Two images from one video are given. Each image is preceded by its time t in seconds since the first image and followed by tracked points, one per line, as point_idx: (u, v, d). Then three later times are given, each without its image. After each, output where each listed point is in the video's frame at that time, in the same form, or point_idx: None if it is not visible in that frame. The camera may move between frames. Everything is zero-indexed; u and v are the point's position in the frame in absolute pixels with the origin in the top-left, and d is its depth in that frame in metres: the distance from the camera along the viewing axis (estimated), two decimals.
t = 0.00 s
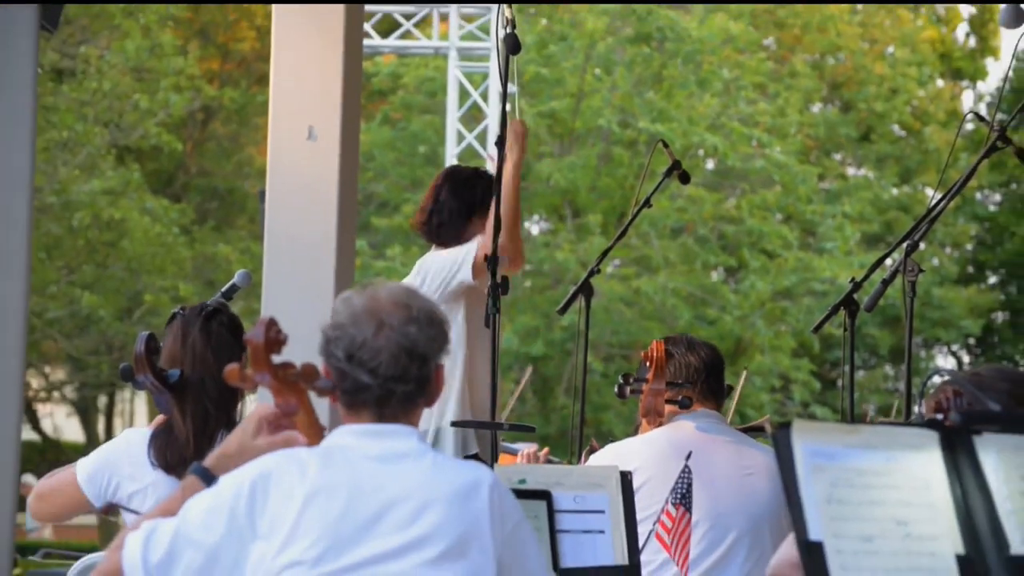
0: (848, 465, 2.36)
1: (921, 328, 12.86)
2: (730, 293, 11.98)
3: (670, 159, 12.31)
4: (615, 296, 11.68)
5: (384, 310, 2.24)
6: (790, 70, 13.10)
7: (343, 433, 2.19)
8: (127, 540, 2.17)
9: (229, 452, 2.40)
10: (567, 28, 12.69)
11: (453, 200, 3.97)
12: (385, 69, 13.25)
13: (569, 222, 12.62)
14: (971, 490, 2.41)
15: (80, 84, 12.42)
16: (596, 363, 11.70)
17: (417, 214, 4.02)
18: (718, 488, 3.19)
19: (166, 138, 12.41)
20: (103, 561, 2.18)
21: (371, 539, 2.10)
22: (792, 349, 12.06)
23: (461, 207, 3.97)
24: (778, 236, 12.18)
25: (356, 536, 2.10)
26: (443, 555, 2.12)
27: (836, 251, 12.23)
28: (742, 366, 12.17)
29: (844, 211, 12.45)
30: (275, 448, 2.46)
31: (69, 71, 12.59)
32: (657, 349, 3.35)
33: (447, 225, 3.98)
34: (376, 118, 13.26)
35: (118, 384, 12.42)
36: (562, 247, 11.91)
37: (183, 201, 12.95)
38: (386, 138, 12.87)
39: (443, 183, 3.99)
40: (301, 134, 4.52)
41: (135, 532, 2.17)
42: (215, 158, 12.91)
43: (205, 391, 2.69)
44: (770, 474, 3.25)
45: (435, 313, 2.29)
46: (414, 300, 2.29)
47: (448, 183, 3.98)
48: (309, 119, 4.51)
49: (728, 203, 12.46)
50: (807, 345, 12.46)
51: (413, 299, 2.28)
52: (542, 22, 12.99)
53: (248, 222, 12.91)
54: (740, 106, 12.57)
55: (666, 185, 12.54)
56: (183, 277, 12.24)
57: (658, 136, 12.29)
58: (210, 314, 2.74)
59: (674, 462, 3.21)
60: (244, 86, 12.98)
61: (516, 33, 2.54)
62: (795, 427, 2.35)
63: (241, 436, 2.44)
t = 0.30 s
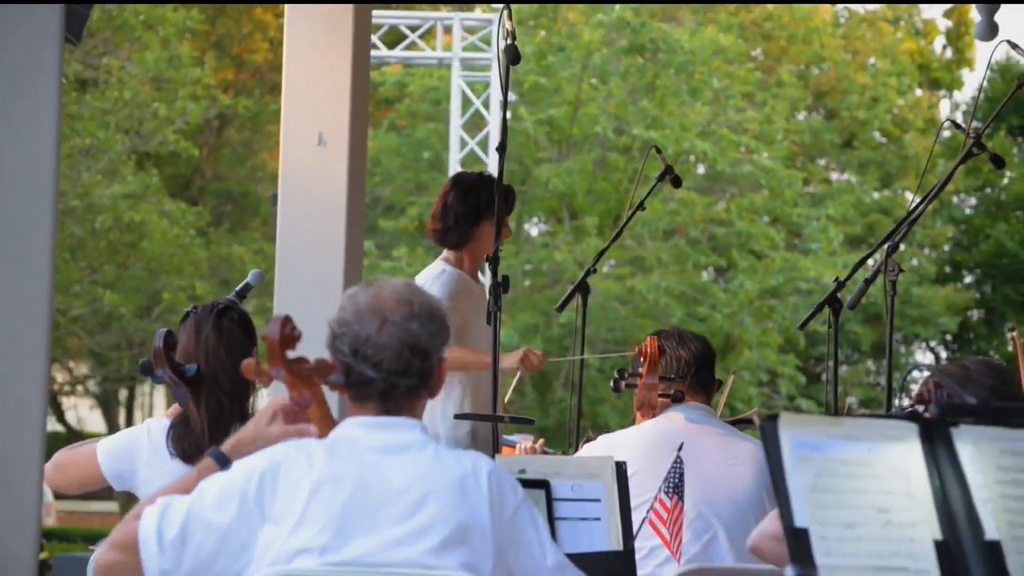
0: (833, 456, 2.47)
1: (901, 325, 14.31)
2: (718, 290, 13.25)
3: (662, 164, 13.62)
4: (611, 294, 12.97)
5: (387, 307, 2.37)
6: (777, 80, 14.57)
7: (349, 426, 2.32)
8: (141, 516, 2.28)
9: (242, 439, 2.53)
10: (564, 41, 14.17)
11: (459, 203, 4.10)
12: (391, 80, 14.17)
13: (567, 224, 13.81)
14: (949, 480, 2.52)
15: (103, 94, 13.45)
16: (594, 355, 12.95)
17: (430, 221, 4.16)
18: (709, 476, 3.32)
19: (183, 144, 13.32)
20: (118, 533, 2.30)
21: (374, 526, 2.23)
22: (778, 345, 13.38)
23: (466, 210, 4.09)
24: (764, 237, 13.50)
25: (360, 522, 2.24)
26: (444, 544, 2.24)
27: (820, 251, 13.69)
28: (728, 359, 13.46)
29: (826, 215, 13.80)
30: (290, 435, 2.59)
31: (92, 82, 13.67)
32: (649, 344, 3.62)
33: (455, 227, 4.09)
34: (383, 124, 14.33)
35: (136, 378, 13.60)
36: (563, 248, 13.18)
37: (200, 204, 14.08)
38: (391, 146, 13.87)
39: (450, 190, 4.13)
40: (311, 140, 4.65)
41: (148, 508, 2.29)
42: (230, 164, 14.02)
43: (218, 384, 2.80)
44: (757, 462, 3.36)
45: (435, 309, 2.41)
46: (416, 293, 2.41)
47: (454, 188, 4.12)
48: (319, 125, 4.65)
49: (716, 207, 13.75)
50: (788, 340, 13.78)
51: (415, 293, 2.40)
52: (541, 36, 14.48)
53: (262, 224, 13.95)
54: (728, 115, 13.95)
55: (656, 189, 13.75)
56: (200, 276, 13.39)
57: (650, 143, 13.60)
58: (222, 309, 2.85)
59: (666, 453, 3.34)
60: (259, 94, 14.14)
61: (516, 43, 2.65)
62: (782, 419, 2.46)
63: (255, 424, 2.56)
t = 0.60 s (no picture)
0: (817, 446, 2.60)
1: (883, 322, 14.55)
2: (709, 289, 13.69)
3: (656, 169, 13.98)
4: (606, 292, 13.48)
5: (389, 304, 2.49)
6: (764, 88, 14.88)
7: (355, 418, 2.46)
8: (156, 497, 2.45)
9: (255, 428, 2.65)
10: (562, 51, 14.50)
11: (459, 203, 4.22)
12: (398, 88, 14.57)
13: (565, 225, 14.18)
14: (928, 469, 2.65)
15: (124, 103, 13.95)
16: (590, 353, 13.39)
17: (427, 215, 4.27)
18: (699, 465, 3.46)
19: (200, 150, 13.84)
20: (133, 513, 2.47)
21: (377, 513, 2.37)
22: (766, 340, 13.81)
23: (467, 211, 4.23)
24: (753, 238, 13.91)
25: (363, 509, 2.37)
26: (444, 529, 2.38)
27: (805, 252, 14.06)
28: (718, 355, 13.91)
29: (813, 217, 14.24)
30: (296, 425, 2.71)
31: (114, 90, 14.15)
32: (643, 341, 3.78)
33: (452, 225, 4.23)
34: (389, 131, 14.70)
35: (156, 372, 14.19)
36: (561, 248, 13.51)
37: (215, 206, 14.67)
38: (397, 150, 14.28)
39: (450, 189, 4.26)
40: (321, 145, 4.23)
41: (163, 490, 2.46)
42: (244, 168, 14.59)
43: (233, 378, 2.92)
44: (744, 451, 3.50)
45: (436, 306, 2.54)
46: (416, 291, 2.54)
47: (453, 189, 4.24)
48: (329, 130, 4.23)
49: (708, 208, 14.13)
50: (777, 337, 14.27)
51: (414, 291, 2.53)
52: (540, 45, 14.86)
53: (275, 226, 14.57)
54: (720, 122, 14.37)
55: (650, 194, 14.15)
56: (215, 275, 13.94)
57: (644, 148, 13.96)
58: (236, 307, 2.98)
59: (659, 444, 3.48)
60: (272, 102, 14.64)
61: (516, 52, 2.77)
62: (767, 413, 2.59)
63: (265, 410, 2.69)
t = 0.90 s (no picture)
0: (808, 439, 2.68)
1: (870, 318, 15.20)
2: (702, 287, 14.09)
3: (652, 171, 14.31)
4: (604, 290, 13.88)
5: (393, 301, 2.60)
6: (756, 95, 15.24)
7: (361, 410, 2.56)
8: (168, 481, 2.54)
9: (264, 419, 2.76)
10: (561, 58, 14.86)
11: (453, 205, 4.33)
12: (403, 93, 14.77)
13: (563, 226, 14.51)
14: (913, 460, 2.75)
15: (139, 108, 14.20)
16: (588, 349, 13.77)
17: (424, 221, 4.38)
18: (693, 456, 3.57)
19: (212, 153, 14.25)
20: (145, 498, 2.56)
21: (380, 504, 2.47)
22: (758, 337, 14.29)
23: (463, 212, 4.33)
24: (743, 238, 14.30)
25: (367, 499, 2.47)
26: (445, 519, 2.48)
27: (795, 251, 14.44)
28: (710, 350, 14.31)
29: (802, 217, 14.63)
30: (307, 417, 2.83)
31: (130, 96, 14.47)
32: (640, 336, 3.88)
33: (448, 227, 4.32)
34: (395, 134, 14.95)
35: (169, 367, 14.63)
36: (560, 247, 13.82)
37: (227, 207, 15.13)
38: (403, 153, 14.52)
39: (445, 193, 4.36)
40: (328, 148, 4.32)
41: (175, 475, 2.55)
42: (254, 171, 15.06)
43: (244, 372, 3.02)
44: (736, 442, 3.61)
45: (438, 303, 2.64)
46: (420, 289, 2.64)
47: (448, 190, 4.36)
48: (334, 133, 4.32)
49: (701, 209, 14.47)
50: (768, 333, 14.68)
51: (419, 289, 2.63)
52: (540, 52, 15.17)
53: (284, 225, 15.08)
54: (712, 125, 14.71)
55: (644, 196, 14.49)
56: (227, 273, 14.33)
57: (640, 151, 14.29)
58: (246, 304, 3.08)
59: (655, 436, 3.58)
60: (281, 107, 15.11)
61: (516, 59, 2.87)
62: (761, 406, 2.66)
63: (276, 403, 2.80)
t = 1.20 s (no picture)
0: (794, 433, 2.80)
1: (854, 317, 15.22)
2: (694, 288, 14.42)
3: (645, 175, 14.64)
4: (599, 290, 14.21)
5: (398, 299, 2.71)
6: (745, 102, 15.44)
7: (366, 405, 2.68)
8: (182, 476, 2.67)
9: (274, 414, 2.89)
10: (559, 67, 15.10)
11: (448, 209, 4.46)
12: (407, 101, 15.09)
13: (561, 229, 14.84)
14: (895, 454, 2.87)
15: (155, 115, 14.55)
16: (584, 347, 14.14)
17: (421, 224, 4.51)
18: (685, 448, 3.69)
19: (226, 159, 14.37)
20: (160, 489, 2.69)
21: (384, 494, 2.60)
22: (747, 335, 14.57)
23: (456, 215, 4.46)
24: (734, 240, 14.65)
25: (371, 491, 2.60)
26: (446, 509, 2.60)
27: (783, 253, 14.67)
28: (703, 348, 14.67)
29: (790, 220, 14.95)
30: (315, 412, 2.94)
31: (145, 105, 14.83)
32: (636, 331, 4.06)
33: (444, 229, 4.45)
34: (397, 142, 15.24)
35: (184, 364, 15.03)
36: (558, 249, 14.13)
37: (238, 211, 15.33)
38: (407, 159, 14.74)
39: (441, 199, 4.48)
40: (335, 153, 4.57)
41: (189, 469, 2.68)
42: (265, 176, 15.14)
43: (255, 368, 3.14)
44: (727, 435, 3.74)
45: (440, 302, 2.76)
46: (423, 289, 2.77)
47: (442, 196, 4.48)
48: (342, 140, 4.58)
49: (694, 212, 14.80)
50: (757, 332, 15.12)
51: (422, 289, 2.75)
52: (539, 62, 15.43)
53: (293, 229, 15.35)
54: (704, 132, 14.98)
55: (640, 200, 14.78)
56: (238, 275, 14.50)
57: (634, 157, 14.59)
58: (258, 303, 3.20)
59: (648, 430, 3.71)
60: (291, 116, 15.12)
61: (516, 68, 2.99)
62: (750, 402, 2.78)
63: (287, 398, 2.93)
